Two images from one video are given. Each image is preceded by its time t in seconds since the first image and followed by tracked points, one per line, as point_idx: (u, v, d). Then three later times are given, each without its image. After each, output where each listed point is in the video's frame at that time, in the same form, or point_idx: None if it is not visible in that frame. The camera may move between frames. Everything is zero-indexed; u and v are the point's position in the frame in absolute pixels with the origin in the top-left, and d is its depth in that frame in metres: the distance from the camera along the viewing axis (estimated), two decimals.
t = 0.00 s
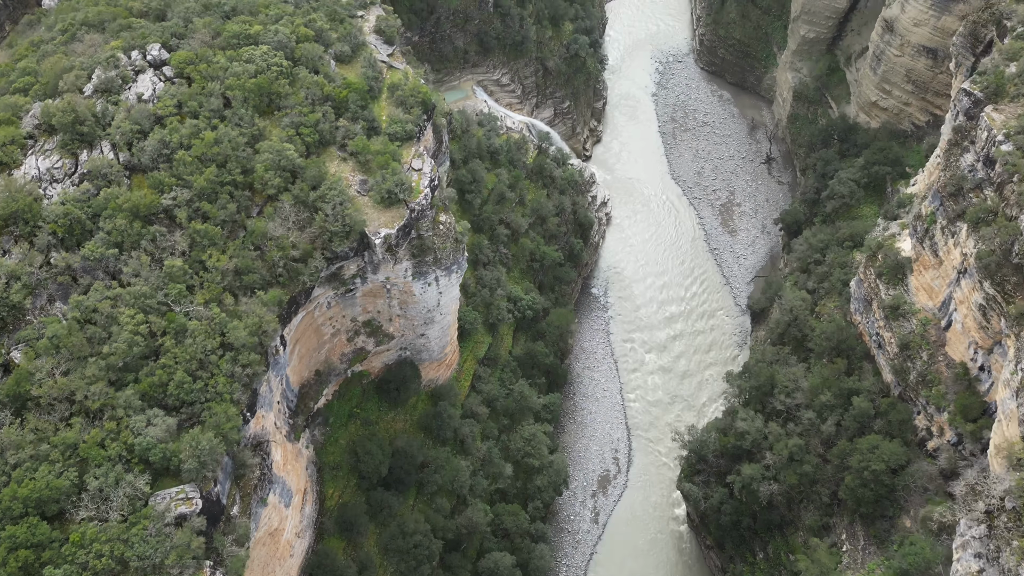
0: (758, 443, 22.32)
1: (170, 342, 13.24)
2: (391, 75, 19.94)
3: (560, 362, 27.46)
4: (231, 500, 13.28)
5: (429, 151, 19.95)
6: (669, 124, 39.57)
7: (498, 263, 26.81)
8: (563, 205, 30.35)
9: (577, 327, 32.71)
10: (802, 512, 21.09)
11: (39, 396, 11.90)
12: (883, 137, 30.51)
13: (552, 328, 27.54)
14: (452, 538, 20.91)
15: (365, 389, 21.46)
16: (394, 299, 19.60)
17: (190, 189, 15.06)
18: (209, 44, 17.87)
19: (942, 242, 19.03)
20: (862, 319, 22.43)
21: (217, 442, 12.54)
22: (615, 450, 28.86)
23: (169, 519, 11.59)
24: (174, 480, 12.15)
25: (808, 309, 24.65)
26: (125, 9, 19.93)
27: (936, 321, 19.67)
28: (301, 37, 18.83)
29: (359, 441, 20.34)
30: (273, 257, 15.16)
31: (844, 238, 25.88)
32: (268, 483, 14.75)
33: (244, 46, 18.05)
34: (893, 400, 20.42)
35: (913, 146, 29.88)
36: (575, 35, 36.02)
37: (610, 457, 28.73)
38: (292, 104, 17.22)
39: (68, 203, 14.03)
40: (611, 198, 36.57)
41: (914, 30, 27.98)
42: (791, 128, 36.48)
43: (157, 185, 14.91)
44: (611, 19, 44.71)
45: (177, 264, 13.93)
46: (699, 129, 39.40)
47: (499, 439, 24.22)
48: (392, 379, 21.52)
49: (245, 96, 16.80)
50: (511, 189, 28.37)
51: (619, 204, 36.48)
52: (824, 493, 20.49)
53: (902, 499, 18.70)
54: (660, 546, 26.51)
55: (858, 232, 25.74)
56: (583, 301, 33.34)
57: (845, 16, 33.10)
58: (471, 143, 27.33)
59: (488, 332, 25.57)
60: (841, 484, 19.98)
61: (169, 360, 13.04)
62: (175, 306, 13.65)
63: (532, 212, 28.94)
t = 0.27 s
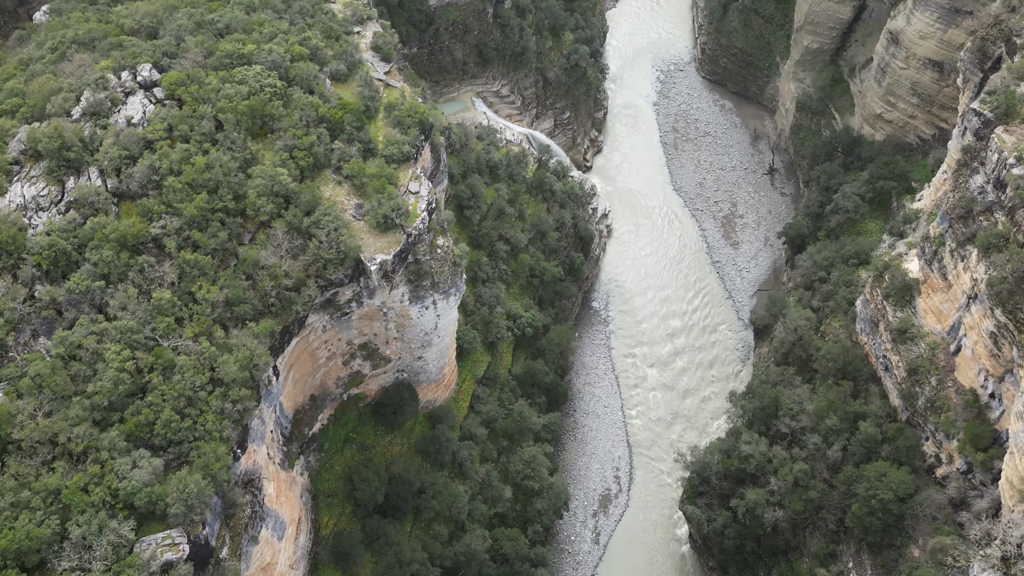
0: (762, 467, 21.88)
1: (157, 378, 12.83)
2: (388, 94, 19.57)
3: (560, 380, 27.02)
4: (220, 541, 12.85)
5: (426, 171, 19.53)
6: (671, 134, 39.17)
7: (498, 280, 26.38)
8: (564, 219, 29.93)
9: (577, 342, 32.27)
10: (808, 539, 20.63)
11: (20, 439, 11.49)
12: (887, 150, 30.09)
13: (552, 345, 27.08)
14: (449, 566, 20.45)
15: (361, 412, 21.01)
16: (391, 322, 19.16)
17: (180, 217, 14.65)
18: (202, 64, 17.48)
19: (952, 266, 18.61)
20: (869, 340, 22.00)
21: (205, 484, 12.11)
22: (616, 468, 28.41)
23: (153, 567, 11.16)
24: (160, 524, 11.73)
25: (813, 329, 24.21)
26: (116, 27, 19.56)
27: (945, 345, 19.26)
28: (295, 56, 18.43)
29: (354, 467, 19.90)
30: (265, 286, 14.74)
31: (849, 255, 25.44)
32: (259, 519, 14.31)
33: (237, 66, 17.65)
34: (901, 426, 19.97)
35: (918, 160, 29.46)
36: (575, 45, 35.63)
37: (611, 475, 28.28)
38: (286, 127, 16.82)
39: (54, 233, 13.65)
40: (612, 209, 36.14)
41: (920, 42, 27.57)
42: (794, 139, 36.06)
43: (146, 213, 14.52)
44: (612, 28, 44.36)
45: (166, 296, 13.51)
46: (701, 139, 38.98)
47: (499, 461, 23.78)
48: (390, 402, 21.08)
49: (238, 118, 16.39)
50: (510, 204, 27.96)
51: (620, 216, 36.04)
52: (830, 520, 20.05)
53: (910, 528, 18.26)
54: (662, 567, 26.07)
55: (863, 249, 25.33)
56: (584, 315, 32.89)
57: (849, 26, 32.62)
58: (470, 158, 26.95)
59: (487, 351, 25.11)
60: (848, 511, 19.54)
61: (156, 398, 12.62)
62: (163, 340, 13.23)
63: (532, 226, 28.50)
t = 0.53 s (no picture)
0: (766, 492, 21.44)
1: (143, 418, 12.40)
2: (385, 113, 19.17)
3: (560, 399, 26.57)
4: None
5: (423, 193, 19.10)
6: (672, 144, 38.76)
7: (497, 298, 25.94)
8: (564, 234, 29.49)
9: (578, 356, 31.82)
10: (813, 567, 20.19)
11: None
12: (892, 163, 29.66)
13: (552, 363, 26.62)
14: None
15: (357, 437, 20.56)
16: (387, 346, 18.72)
17: (169, 246, 14.22)
18: (193, 85, 17.08)
19: (962, 291, 18.18)
20: (876, 362, 21.55)
21: (192, 529, 11.64)
22: (617, 487, 27.97)
23: None
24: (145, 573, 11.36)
25: (818, 349, 23.77)
26: (107, 45, 19.17)
27: (954, 371, 18.84)
28: (290, 76, 18.03)
29: (350, 494, 19.47)
30: (257, 318, 14.31)
31: (854, 272, 25.00)
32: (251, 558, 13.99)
33: (229, 87, 17.24)
34: (909, 452, 19.53)
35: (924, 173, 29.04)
36: (576, 56, 35.22)
37: (613, 494, 27.84)
38: (280, 150, 16.41)
39: (38, 266, 13.23)
40: (613, 221, 35.71)
41: (926, 55, 27.16)
42: (797, 150, 35.63)
43: (133, 243, 14.10)
44: (613, 36, 44.01)
45: (153, 331, 13.08)
46: (703, 149, 38.56)
47: (498, 484, 23.34)
48: (386, 427, 20.64)
49: (230, 142, 15.97)
50: (510, 219, 27.55)
51: (620, 227, 35.62)
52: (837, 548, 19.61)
53: (918, 559, 17.84)
54: None
55: (868, 266, 24.90)
56: (585, 329, 32.45)
57: (853, 37, 32.16)
58: (469, 174, 26.55)
59: (486, 370, 24.66)
60: (855, 540, 19.10)
61: (142, 438, 12.18)
62: (149, 377, 12.80)
63: (532, 242, 28.07)
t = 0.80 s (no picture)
0: (771, 519, 20.97)
1: (128, 460, 11.98)
2: (381, 134, 18.79)
3: (560, 418, 26.12)
4: None
5: (420, 215, 18.70)
6: (674, 154, 38.35)
7: (496, 316, 25.52)
8: (564, 249, 29.05)
9: (578, 372, 31.37)
10: None
11: None
12: (897, 177, 29.23)
13: (552, 382, 26.15)
14: None
15: (352, 462, 20.12)
16: (383, 372, 18.28)
17: (157, 277, 13.80)
18: (184, 107, 16.67)
19: (972, 316, 17.79)
20: (882, 385, 21.12)
21: None
22: (618, 507, 27.52)
23: None
24: None
25: (823, 369, 23.34)
26: (98, 63, 18.78)
27: (963, 397, 18.39)
28: (284, 96, 17.64)
29: (345, 523, 19.04)
30: (247, 351, 13.88)
31: (859, 290, 24.56)
32: None
33: (221, 108, 16.83)
34: (917, 480, 19.08)
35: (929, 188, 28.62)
36: (576, 66, 34.83)
37: (613, 514, 27.38)
38: (273, 175, 16.01)
39: (20, 300, 12.81)
40: (613, 233, 35.27)
41: (932, 69, 26.74)
42: (800, 161, 35.23)
43: (120, 274, 13.69)
44: (613, 44, 43.63)
45: (139, 367, 12.67)
46: (705, 159, 38.13)
47: (496, 508, 22.90)
48: (382, 452, 20.20)
49: (221, 167, 15.54)
50: (509, 234, 27.15)
51: (621, 240, 35.18)
52: None
53: None
54: None
55: (874, 284, 24.48)
56: (585, 344, 31.99)
57: (857, 48, 31.72)
58: (467, 189, 26.16)
59: (485, 391, 24.22)
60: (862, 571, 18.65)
61: (126, 482, 11.75)
62: (135, 417, 12.39)
63: (531, 257, 27.65)
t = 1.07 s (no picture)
0: (775, 544, 20.54)
1: (113, 502, 11.58)
2: (377, 154, 18.37)
3: (561, 437, 25.70)
4: None
5: (417, 237, 18.26)
6: (675, 164, 37.94)
7: (495, 333, 25.11)
8: (564, 263, 28.63)
9: (578, 387, 30.95)
10: None
11: None
12: (903, 190, 28.80)
13: (553, 400, 25.72)
14: None
15: (348, 487, 19.71)
16: (380, 397, 17.87)
17: (145, 308, 13.40)
18: (175, 129, 16.26)
19: (982, 341, 17.40)
20: (889, 407, 20.71)
21: None
22: (619, 526, 27.09)
23: None
24: None
25: (828, 389, 22.92)
26: (88, 81, 18.39)
27: (972, 423, 17.97)
28: (277, 116, 17.22)
29: (341, 551, 18.64)
30: (237, 384, 13.47)
31: (865, 308, 24.16)
32: None
33: (213, 130, 16.44)
34: (925, 507, 18.66)
35: (935, 201, 28.21)
36: (577, 76, 34.44)
37: (614, 533, 26.96)
38: (265, 199, 15.61)
39: (3, 334, 12.42)
40: (614, 245, 34.86)
41: (937, 81, 26.30)
42: (803, 172, 34.82)
43: (107, 306, 13.29)
44: (614, 53, 43.27)
45: (126, 404, 12.29)
46: (707, 169, 37.71)
47: (496, 532, 22.47)
48: (379, 477, 19.78)
49: (212, 192, 15.14)
50: (509, 249, 26.75)
51: (622, 251, 34.77)
52: None
53: None
54: None
55: (879, 302, 24.07)
56: (586, 358, 31.58)
57: (861, 59, 31.30)
58: (466, 204, 25.76)
59: (484, 411, 23.80)
60: None
61: (110, 526, 11.35)
62: (121, 456, 12.00)
63: (531, 273, 27.23)
